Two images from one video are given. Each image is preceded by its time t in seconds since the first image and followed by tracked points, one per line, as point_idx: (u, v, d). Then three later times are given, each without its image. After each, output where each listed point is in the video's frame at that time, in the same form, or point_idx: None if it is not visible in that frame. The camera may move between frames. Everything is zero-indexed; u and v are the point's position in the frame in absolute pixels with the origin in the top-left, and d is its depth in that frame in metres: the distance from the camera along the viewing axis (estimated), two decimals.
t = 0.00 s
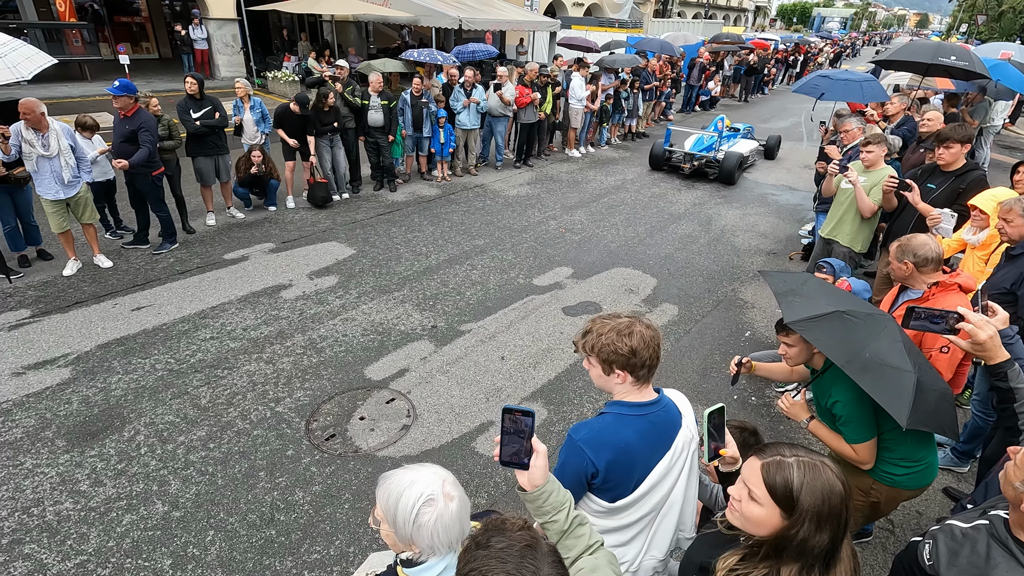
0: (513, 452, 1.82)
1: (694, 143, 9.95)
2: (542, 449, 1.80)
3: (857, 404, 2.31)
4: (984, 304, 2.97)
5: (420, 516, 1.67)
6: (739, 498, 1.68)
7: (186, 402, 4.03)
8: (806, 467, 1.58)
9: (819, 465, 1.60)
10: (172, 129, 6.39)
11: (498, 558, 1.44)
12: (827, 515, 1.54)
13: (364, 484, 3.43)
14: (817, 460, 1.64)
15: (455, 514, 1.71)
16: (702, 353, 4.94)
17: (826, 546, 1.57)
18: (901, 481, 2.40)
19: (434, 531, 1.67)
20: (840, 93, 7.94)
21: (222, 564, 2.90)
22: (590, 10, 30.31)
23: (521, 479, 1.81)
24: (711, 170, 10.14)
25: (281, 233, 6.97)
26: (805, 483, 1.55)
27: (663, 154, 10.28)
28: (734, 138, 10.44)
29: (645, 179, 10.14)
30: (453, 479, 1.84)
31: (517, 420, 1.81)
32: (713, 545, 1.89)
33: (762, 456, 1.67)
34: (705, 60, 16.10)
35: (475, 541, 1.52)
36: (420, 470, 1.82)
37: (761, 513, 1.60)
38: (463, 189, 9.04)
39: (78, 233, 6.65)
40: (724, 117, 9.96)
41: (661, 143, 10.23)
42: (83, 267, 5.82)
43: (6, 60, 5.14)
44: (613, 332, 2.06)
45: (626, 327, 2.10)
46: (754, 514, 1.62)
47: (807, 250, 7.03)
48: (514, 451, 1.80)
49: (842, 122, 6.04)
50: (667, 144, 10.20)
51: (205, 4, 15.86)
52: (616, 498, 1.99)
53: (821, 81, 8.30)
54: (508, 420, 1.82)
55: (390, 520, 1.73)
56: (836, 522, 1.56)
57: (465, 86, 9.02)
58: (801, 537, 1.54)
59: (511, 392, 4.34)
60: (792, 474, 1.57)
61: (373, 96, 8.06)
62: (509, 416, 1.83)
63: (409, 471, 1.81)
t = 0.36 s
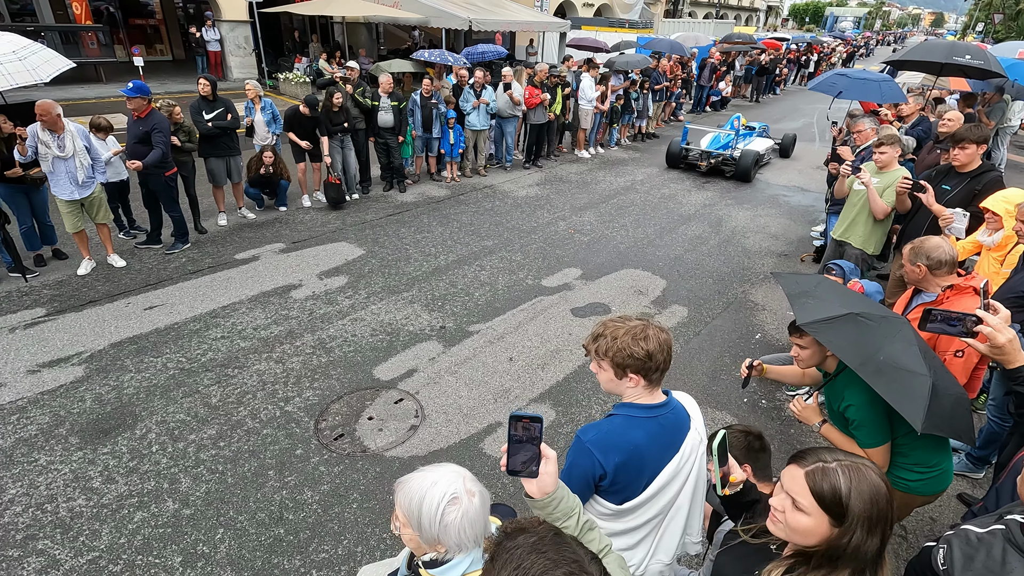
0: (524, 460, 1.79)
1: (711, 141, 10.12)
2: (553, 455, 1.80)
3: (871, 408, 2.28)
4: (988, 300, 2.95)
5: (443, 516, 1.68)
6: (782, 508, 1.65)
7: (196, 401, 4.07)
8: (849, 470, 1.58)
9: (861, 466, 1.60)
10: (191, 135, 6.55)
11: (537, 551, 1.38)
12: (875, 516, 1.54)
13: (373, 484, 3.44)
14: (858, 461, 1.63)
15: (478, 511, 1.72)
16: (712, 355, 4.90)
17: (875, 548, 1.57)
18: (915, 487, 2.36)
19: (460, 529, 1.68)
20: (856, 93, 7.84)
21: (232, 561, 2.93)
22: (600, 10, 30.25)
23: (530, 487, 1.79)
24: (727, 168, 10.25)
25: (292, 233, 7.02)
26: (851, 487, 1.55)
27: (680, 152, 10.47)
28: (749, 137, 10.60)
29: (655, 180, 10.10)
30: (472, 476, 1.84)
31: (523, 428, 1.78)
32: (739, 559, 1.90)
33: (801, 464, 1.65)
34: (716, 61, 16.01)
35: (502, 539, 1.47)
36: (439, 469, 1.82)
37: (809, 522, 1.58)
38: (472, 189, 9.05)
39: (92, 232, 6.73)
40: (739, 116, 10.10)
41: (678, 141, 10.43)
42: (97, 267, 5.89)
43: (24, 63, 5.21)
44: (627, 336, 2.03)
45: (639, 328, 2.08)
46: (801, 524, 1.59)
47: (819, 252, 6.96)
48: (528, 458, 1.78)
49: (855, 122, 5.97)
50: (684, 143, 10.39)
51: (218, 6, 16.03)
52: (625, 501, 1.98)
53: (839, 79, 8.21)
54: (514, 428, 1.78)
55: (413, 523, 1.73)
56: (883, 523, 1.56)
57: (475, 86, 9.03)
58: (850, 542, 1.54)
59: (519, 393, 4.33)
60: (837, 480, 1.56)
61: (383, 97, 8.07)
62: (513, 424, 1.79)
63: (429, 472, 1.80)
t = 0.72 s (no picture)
0: (530, 468, 1.80)
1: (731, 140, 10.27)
2: (557, 462, 1.84)
3: (885, 411, 2.25)
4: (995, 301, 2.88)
5: (457, 509, 1.69)
6: (835, 533, 1.57)
7: (211, 397, 4.13)
8: (895, 479, 1.57)
9: (898, 471, 1.60)
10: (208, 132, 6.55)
11: (569, 535, 1.37)
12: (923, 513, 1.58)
13: (383, 481, 3.46)
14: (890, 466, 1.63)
15: (490, 504, 1.73)
16: (724, 357, 4.86)
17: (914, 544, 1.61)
18: (931, 493, 2.31)
19: (474, 522, 1.69)
20: (878, 93, 7.72)
21: (244, 556, 2.96)
22: (614, 11, 30.16)
23: (535, 496, 1.82)
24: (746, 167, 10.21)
25: (306, 232, 7.09)
26: (901, 494, 1.54)
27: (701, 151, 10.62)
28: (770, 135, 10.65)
29: (668, 180, 10.04)
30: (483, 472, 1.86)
31: (531, 436, 1.79)
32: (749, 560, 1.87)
33: (846, 484, 1.58)
34: (731, 61, 15.88)
35: (521, 532, 1.45)
36: (451, 465, 1.83)
37: (868, 542, 1.53)
38: (484, 190, 9.07)
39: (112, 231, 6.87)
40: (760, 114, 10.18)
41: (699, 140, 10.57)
42: (116, 265, 6.00)
43: (47, 64, 5.32)
44: (636, 341, 2.02)
45: (647, 333, 2.07)
46: (861, 545, 1.53)
47: (835, 254, 6.86)
48: (536, 466, 1.80)
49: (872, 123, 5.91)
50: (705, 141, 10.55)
51: (236, 8, 16.25)
52: (629, 505, 1.98)
53: (860, 79, 8.08)
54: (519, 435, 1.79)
55: (426, 518, 1.73)
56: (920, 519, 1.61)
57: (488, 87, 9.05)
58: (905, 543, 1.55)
59: (530, 393, 4.33)
60: (889, 491, 1.54)
61: (397, 98, 8.10)
62: (517, 432, 1.80)
63: (441, 467, 1.82)
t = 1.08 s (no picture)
0: (531, 481, 1.84)
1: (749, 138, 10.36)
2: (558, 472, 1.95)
3: (897, 416, 2.23)
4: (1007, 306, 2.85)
5: (471, 501, 1.70)
6: (838, 530, 1.58)
7: (222, 396, 4.17)
8: (901, 486, 1.51)
9: (913, 480, 1.52)
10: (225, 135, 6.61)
11: (581, 530, 1.35)
12: (937, 528, 1.47)
13: (391, 481, 3.48)
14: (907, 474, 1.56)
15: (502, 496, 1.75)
16: (734, 359, 4.83)
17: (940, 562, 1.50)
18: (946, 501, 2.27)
19: (487, 514, 1.71)
20: (893, 93, 7.65)
21: (254, 553, 2.99)
22: (625, 12, 30.12)
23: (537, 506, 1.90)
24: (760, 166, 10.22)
25: (317, 233, 7.14)
26: (907, 504, 1.47)
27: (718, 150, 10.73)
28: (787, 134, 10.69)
29: (679, 182, 9.99)
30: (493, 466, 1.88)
31: (535, 446, 1.81)
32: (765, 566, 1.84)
33: (851, 483, 1.58)
34: (743, 61, 15.78)
35: (533, 530, 1.42)
36: (462, 460, 1.85)
37: (867, 544, 1.51)
38: (494, 191, 9.09)
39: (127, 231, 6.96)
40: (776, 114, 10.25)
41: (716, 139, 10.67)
42: (130, 264, 6.08)
43: (64, 67, 5.40)
44: (643, 346, 2.01)
45: (653, 337, 2.07)
46: (860, 546, 1.51)
47: (847, 257, 6.79)
48: (539, 478, 1.84)
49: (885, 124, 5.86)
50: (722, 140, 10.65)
51: (250, 10, 16.43)
52: (638, 509, 1.97)
53: (872, 79, 8.02)
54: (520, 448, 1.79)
55: (439, 512, 1.74)
56: (945, 536, 1.49)
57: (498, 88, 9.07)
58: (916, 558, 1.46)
59: (538, 395, 4.33)
60: (890, 498, 1.48)
61: (407, 99, 8.12)
62: (520, 445, 1.78)
63: (453, 462, 1.84)
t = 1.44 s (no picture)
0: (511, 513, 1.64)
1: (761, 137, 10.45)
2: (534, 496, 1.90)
3: (901, 418, 2.23)
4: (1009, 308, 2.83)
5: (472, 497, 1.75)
6: (836, 524, 1.59)
7: (228, 395, 4.19)
8: (896, 481, 1.52)
9: (910, 477, 1.53)
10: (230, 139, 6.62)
11: (582, 517, 1.36)
12: (931, 526, 1.47)
13: (395, 481, 3.49)
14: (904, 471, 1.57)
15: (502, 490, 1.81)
16: (738, 361, 4.82)
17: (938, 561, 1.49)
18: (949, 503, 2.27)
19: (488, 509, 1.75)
20: (893, 96, 7.60)
21: (258, 551, 3.01)
22: (631, 14, 30.09)
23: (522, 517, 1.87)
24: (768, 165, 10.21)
25: (323, 233, 7.18)
26: (901, 499, 1.48)
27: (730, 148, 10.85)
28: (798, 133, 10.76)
29: (684, 183, 9.97)
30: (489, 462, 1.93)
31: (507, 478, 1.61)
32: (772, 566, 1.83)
33: (849, 477, 1.59)
34: (749, 62, 15.74)
35: (536, 517, 1.43)
36: (460, 456, 1.88)
37: (863, 538, 1.51)
38: (499, 192, 9.11)
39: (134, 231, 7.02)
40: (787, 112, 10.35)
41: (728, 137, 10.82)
42: (137, 264, 6.13)
43: (73, 70, 5.45)
44: (647, 347, 2.02)
45: (656, 339, 2.07)
46: (856, 540, 1.52)
47: (853, 258, 6.77)
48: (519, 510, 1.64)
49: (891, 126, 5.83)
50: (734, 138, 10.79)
51: (257, 12, 16.52)
52: (644, 511, 1.97)
53: (873, 83, 7.95)
54: (493, 485, 1.59)
55: (438, 508, 1.77)
56: (941, 535, 1.48)
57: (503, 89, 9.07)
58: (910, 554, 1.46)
59: (542, 395, 4.33)
60: (884, 492, 1.50)
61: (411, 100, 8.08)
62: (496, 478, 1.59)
63: (451, 458, 1.87)
